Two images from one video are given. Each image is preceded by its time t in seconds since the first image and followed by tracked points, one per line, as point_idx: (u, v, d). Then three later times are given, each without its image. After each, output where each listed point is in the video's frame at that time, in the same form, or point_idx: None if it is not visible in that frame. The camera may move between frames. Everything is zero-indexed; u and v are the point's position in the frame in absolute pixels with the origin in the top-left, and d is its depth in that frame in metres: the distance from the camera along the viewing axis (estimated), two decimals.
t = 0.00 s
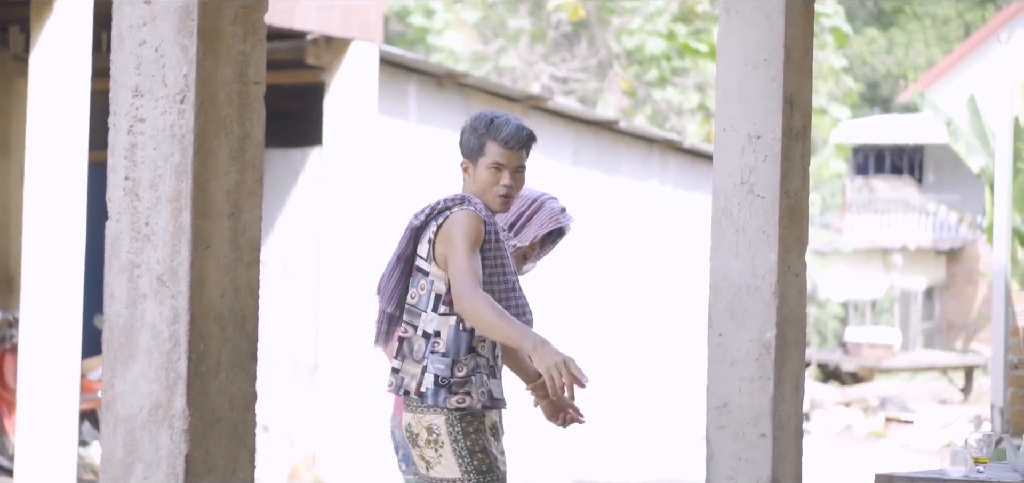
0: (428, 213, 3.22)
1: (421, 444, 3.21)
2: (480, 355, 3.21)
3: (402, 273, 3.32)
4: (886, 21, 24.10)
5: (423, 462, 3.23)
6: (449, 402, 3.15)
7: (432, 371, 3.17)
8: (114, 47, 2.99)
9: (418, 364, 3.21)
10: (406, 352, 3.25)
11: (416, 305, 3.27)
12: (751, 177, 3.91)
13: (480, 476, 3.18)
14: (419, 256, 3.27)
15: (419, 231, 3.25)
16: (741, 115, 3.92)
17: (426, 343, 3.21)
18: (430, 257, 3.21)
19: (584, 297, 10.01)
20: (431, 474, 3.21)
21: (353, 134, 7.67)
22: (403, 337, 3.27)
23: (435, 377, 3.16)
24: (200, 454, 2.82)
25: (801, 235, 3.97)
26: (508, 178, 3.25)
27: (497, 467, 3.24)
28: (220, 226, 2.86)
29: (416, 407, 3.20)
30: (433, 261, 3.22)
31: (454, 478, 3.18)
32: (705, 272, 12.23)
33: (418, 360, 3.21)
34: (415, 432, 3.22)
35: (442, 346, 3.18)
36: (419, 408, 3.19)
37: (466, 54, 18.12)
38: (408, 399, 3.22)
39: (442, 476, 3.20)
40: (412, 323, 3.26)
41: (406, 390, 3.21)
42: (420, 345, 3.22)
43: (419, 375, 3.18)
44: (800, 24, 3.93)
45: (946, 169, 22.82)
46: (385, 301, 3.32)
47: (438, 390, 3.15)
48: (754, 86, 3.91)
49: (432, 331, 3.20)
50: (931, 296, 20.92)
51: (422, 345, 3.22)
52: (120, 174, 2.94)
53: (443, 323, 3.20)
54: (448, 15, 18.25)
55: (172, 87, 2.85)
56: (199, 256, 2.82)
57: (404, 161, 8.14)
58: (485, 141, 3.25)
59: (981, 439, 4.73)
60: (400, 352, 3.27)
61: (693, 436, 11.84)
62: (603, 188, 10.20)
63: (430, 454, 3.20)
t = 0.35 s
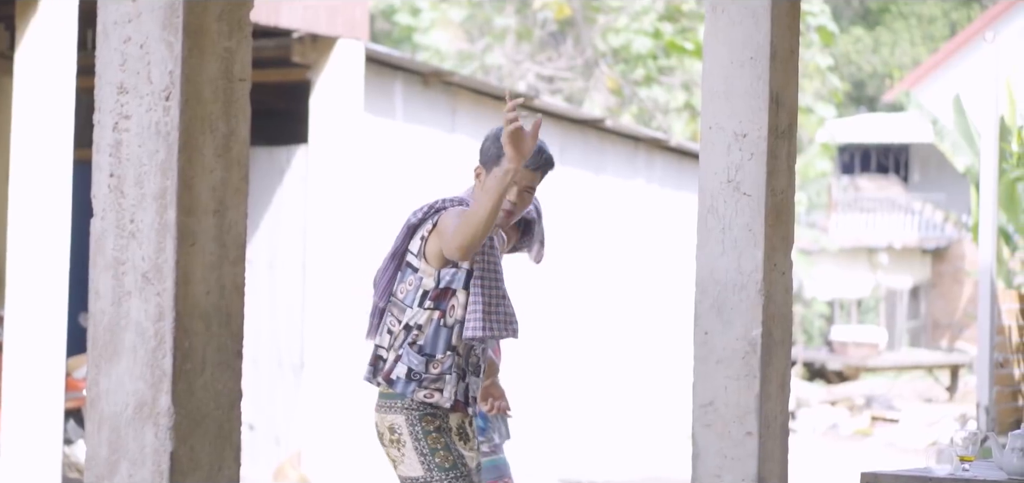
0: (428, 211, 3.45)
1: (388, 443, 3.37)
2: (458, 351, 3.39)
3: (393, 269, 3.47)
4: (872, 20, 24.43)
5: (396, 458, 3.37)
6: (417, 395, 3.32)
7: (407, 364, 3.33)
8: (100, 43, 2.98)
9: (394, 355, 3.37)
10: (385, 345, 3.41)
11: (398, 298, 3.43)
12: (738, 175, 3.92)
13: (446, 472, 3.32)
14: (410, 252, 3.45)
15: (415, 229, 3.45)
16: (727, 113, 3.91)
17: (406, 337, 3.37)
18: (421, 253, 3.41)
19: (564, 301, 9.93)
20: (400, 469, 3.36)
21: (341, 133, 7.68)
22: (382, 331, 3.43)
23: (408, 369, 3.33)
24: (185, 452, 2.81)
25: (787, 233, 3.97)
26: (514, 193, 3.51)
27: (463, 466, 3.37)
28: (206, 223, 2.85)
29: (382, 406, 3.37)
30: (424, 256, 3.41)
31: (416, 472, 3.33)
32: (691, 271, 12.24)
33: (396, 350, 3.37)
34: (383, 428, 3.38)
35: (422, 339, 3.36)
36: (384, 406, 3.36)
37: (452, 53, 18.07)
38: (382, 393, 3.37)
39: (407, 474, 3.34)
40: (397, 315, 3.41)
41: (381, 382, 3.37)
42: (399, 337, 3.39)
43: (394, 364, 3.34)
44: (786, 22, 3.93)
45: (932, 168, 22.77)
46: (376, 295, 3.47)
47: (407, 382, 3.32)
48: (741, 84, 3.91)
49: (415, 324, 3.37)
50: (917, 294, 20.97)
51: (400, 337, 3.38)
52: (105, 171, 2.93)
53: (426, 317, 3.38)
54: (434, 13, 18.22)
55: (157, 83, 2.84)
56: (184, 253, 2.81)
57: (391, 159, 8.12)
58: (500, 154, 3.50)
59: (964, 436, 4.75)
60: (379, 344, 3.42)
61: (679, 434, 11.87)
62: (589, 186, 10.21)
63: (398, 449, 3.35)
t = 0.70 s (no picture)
0: (435, 221, 3.20)
1: (377, 444, 3.19)
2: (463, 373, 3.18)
3: (389, 275, 3.31)
4: (862, 20, 24.14)
5: (383, 461, 3.19)
6: (417, 411, 3.12)
7: (409, 379, 3.14)
8: (90, 42, 2.98)
9: (392, 364, 3.17)
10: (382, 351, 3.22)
11: (398, 307, 3.23)
12: (728, 175, 3.92)
13: None
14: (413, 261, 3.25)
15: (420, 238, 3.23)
16: (718, 113, 3.92)
17: (406, 350, 3.17)
18: (426, 266, 3.19)
19: (555, 299, 9.95)
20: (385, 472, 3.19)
21: (330, 133, 7.70)
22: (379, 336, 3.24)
23: (409, 385, 3.13)
24: (177, 451, 2.81)
25: (777, 233, 3.98)
26: (519, 204, 3.29)
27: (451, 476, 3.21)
28: (197, 222, 2.85)
29: (372, 410, 3.19)
30: (427, 270, 3.20)
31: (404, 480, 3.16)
32: (681, 269, 12.25)
33: (394, 361, 3.17)
34: (373, 425, 3.19)
35: (425, 357, 3.16)
36: (375, 411, 3.18)
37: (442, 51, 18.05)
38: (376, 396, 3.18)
39: (392, 478, 3.18)
40: (395, 324, 3.21)
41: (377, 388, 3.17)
42: (398, 348, 3.18)
43: (393, 378, 3.14)
44: (776, 22, 3.94)
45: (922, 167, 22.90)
46: (371, 298, 3.32)
47: (406, 394, 3.13)
48: (732, 84, 3.92)
49: (417, 339, 3.17)
50: (907, 293, 21.02)
51: (399, 348, 3.18)
52: (96, 169, 2.93)
53: (429, 335, 3.16)
54: (424, 11, 18.22)
55: (148, 82, 2.84)
56: (175, 252, 2.81)
57: (381, 159, 8.12)
58: (502, 164, 3.27)
59: (954, 434, 4.77)
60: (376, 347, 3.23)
61: (670, 433, 11.87)
62: (580, 185, 10.23)
63: (386, 453, 3.18)
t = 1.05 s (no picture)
0: (417, 214, 3.33)
1: (377, 437, 3.33)
2: (447, 360, 3.30)
3: (378, 272, 3.43)
4: (855, 19, 24.43)
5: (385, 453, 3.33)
6: (406, 403, 3.26)
7: (396, 369, 3.29)
8: (86, 44, 2.98)
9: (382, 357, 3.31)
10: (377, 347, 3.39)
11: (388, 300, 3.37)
12: (723, 175, 3.93)
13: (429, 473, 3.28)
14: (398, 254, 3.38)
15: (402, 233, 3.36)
16: (712, 112, 3.92)
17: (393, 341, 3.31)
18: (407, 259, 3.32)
19: (548, 299, 9.97)
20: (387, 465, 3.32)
21: (324, 132, 7.71)
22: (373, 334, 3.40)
23: (397, 374, 3.29)
24: (171, 452, 2.81)
25: (771, 233, 3.99)
26: (502, 195, 3.41)
27: (448, 464, 3.32)
28: (192, 223, 2.85)
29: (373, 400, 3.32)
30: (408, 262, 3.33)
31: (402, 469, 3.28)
32: (674, 269, 12.25)
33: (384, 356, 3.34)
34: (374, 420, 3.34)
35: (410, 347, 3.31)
36: (375, 401, 3.31)
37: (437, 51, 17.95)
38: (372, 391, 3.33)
39: (393, 468, 3.30)
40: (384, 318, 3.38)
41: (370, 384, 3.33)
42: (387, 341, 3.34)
43: (384, 371, 3.30)
44: (770, 22, 3.95)
45: (914, 166, 22.89)
46: (364, 295, 3.43)
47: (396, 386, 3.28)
48: (726, 84, 3.92)
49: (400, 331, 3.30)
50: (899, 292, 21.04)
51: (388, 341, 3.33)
52: (91, 170, 2.93)
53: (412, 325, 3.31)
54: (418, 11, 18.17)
55: (143, 83, 2.84)
56: (170, 253, 2.81)
57: (376, 158, 8.13)
58: (490, 155, 3.41)
59: (947, 435, 4.78)
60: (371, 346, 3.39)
61: (664, 433, 11.87)
62: (573, 185, 10.24)
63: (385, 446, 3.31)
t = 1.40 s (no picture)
0: (416, 216, 3.42)
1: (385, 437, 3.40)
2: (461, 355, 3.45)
3: (381, 274, 3.49)
4: (850, 19, 24.36)
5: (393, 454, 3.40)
6: (427, 403, 3.35)
7: (417, 370, 3.35)
8: (80, 45, 2.98)
9: (397, 360, 3.38)
10: (385, 350, 3.42)
11: (395, 302, 3.45)
12: (717, 176, 3.93)
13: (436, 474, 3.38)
14: (402, 256, 3.46)
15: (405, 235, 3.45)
16: (707, 113, 3.92)
17: (408, 343, 3.39)
18: (415, 258, 3.42)
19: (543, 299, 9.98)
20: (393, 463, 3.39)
21: (317, 133, 7.70)
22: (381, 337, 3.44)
23: (417, 376, 3.35)
24: (166, 454, 2.80)
25: (765, 233, 3.99)
26: (496, 192, 3.54)
27: (450, 466, 3.42)
28: (186, 224, 2.84)
29: (383, 403, 3.40)
30: (417, 261, 3.42)
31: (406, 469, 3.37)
32: (668, 269, 12.26)
33: (399, 356, 3.38)
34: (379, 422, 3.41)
35: (427, 347, 3.39)
36: (386, 403, 3.39)
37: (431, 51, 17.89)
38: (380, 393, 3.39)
39: (396, 469, 3.39)
40: (393, 320, 3.43)
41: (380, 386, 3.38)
42: (402, 345, 3.40)
43: (402, 373, 3.35)
44: (764, 23, 3.95)
45: (910, 166, 22.74)
46: (367, 300, 3.49)
47: (415, 388, 3.34)
48: (720, 85, 3.92)
49: (416, 331, 3.40)
50: (894, 292, 21.05)
51: (403, 345, 3.40)
52: (85, 172, 2.93)
53: (427, 325, 3.41)
54: (413, 11, 18.15)
55: (137, 85, 2.84)
56: (164, 254, 2.80)
57: (369, 158, 8.16)
58: (478, 155, 3.50)
59: (942, 435, 4.78)
60: (382, 350, 3.43)
61: (659, 433, 11.88)
62: (567, 185, 10.25)
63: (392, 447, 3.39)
